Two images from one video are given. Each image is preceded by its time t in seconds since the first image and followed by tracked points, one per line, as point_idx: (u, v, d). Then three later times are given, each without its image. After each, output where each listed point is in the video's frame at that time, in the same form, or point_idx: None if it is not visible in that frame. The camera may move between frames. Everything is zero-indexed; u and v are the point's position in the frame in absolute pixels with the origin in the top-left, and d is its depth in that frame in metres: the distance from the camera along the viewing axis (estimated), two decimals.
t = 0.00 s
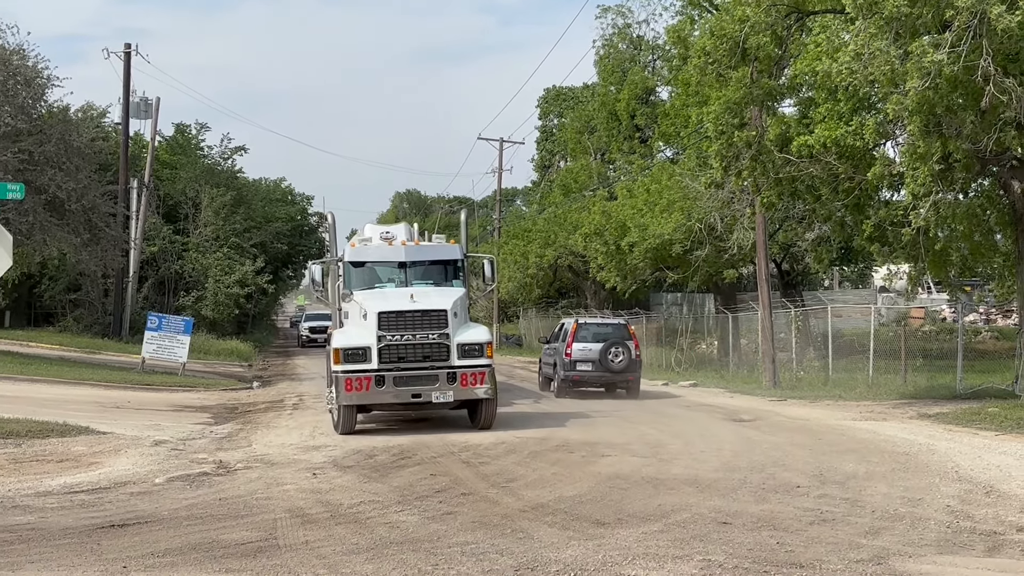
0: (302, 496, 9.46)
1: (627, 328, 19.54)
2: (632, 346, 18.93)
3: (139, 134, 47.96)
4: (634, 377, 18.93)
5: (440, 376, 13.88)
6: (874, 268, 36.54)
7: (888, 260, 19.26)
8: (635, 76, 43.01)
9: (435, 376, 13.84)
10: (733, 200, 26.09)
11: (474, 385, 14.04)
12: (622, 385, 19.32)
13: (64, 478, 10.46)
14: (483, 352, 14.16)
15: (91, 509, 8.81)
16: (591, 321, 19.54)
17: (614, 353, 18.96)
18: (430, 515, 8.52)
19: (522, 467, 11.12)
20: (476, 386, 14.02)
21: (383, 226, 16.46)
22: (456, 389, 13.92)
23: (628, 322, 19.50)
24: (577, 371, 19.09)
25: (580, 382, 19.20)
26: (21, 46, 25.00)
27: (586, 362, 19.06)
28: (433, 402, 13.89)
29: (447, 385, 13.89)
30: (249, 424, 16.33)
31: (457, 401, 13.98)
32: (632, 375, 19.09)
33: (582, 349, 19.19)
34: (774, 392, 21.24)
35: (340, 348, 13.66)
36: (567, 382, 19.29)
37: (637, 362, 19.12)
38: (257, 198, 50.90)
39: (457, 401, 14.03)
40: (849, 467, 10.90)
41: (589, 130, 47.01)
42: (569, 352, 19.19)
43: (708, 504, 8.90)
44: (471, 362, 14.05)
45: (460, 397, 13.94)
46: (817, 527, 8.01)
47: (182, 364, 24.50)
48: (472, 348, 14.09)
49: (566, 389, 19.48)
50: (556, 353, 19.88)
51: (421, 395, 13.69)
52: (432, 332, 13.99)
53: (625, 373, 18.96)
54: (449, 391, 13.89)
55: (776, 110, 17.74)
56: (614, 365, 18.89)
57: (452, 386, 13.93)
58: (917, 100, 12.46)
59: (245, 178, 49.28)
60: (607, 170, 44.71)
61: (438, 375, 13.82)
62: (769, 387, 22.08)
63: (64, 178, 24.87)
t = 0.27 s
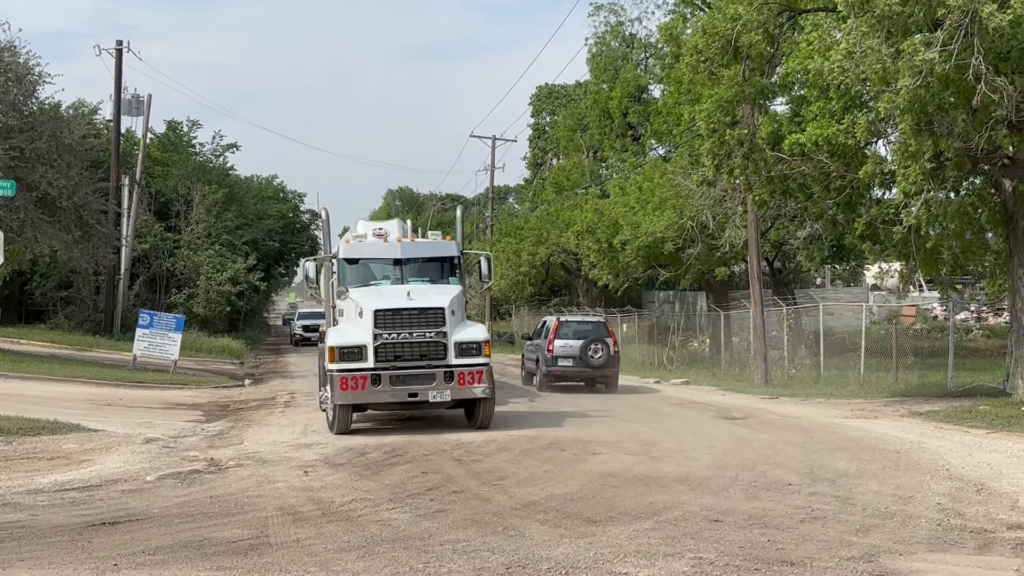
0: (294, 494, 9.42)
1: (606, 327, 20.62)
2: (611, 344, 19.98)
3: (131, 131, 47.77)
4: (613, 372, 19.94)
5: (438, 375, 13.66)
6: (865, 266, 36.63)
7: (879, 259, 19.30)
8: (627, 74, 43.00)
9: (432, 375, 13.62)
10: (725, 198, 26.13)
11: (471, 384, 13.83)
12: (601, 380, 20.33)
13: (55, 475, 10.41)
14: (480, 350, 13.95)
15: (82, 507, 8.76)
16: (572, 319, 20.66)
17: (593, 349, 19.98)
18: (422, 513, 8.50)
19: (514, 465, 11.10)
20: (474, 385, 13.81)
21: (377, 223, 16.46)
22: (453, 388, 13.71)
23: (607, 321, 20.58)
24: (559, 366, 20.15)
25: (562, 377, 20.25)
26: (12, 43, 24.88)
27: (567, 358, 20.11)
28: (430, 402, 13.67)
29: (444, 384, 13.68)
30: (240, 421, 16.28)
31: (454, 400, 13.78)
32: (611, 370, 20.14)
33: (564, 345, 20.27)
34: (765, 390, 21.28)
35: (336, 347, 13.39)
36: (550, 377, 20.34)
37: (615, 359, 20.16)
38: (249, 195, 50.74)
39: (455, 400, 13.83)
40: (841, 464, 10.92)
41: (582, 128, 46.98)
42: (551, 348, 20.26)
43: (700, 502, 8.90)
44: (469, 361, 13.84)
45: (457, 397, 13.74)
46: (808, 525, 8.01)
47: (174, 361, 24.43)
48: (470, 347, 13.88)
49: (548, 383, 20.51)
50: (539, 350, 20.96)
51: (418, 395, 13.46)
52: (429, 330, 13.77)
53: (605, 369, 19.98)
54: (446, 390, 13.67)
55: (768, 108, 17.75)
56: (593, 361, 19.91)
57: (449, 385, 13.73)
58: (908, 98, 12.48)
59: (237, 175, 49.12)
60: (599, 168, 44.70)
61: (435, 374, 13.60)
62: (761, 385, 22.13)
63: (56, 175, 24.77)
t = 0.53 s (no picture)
0: (284, 493, 9.40)
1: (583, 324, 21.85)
2: (588, 340, 21.21)
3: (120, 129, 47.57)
4: (590, 367, 21.18)
5: (435, 375, 13.45)
6: (855, 265, 36.72)
7: (870, 258, 19.34)
8: (618, 72, 42.98)
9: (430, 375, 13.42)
10: (716, 197, 26.17)
11: (470, 384, 13.62)
12: (579, 375, 21.57)
13: (44, 474, 10.36)
14: (479, 350, 13.74)
15: (71, 505, 8.72)
16: (551, 317, 21.82)
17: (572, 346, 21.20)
18: (412, 511, 8.49)
19: (505, 463, 11.09)
20: (472, 385, 13.60)
21: (368, 219, 16.28)
22: (451, 388, 13.51)
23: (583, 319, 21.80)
24: (539, 362, 21.30)
25: (542, 372, 21.40)
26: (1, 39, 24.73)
27: (547, 354, 21.29)
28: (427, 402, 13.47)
29: (441, 384, 13.47)
30: (230, 420, 16.23)
31: (452, 400, 13.58)
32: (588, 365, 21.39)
33: (544, 342, 21.41)
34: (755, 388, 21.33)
35: (332, 346, 13.18)
36: (530, 372, 21.46)
37: (592, 354, 21.39)
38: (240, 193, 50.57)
39: (453, 400, 13.63)
40: (830, 463, 10.94)
41: (572, 126, 46.95)
42: (531, 345, 21.39)
43: (690, 500, 8.92)
44: (467, 360, 13.63)
45: (455, 396, 13.54)
46: (797, 523, 8.03)
47: (164, 359, 24.34)
48: (468, 346, 13.67)
49: (528, 378, 21.66)
50: (519, 346, 22.06)
51: (416, 395, 13.26)
52: (426, 329, 13.56)
53: (583, 364, 21.19)
54: (443, 390, 13.47)
55: (759, 107, 17.78)
56: (571, 357, 21.11)
57: (446, 384, 13.53)
58: (898, 97, 12.52)
59: (227, 173, 48.95)
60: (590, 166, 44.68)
61: (433, 374, 13.39)
62: (751, 383, 22.19)
63: (45, 172, 24.63)
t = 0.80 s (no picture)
0: (273, 492, 9.35)
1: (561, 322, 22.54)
2: (565, 337, 21.89)
3: (108, 127, 47.33)
4: (567, 363, 21.87)
5: (434, 376, 12.94)
6: (843, 264, 36.84)
7: (858, 257, 19.40)
8: (608, 72, 43.00)
9: (428, 376, 12.91)
10: (704, 196, 26.22)
11: (469, 386, 13.13)
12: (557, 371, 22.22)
13: (31, 474, 10.28)
14: (479, 351, 13.27)
15: (59, 505, 8.65)
16: (529, 316, 22.48)
17: (549, 343, 21.89)
18: (401, 511, 8.45)
19: (494, 462, 11.06)
20: (471, 387, 13.12)
21: (360, 218, 16.13)
22: (451, 390, 13.00)
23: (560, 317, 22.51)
24: (517, 358, 21.94)
25: (520, 369, 22.02)
26: None
27: (525, 350, 21.95)
28: (425, 404, 12.95)
29: (440, 386, 12.96)
30: (218, 419, 16.15)
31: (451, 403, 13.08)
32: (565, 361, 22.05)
33: (522, 339, 22.05)
34: (743, 387, 21.39)
35: (328, 346, 12.65)
36: (509, 368, 22.08)
37: (569, 351, 22.07)
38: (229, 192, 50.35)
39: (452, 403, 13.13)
40: (819, 462, 10.94)
41: (562, 125, 46.94)
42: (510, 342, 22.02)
43: (679, 499, 8.91)
44: (467, 361, 13.15)
45: (454, 399, 13.03)
46: (785, 522, 8.03)
47: (152, 359, 24.24)
48: (467, 347, 13.20)
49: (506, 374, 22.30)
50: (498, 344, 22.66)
51: (414, 397, 12.74)
52: (425, 329, 13.06)
53: (560, 360, 21.86)
54: (442, 392, 12.96)
55: (747, 107, 17.83)
56: (549, 353, 21.78)
57: (445, 387, 13.02)
58: (886, 97, 12.55)
59: (216, 172, 48.74)
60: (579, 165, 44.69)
61: (432, 375, 12.89)
62: (740, 382, 22.25)
63: (33, 171, 24.49)
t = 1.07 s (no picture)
0: (261, 493, 9.30)
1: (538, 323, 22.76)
2: (542, 336, 22.07)
3: (95, 127, 47.07)
4: (544, 361, 21.97)
5: (433, 378, 12.79)
6: (831, 264, 36.94)
7: (845, 257, 19.45)
8: (596, 72, 43.01)
9: (428, 379, 12.75)
10: (692, 196, 26.27)
11: (469, 388, 12.99)
12: (535, 370, 22.29)
13: (17, 475, 10.20)
14: (478, 352, 13.13)
15: (45, 506, 8.59)
16: (508, 316, 22.74)
17: (526, 341, 22.06)
18: (390, 511, 8.42)
19: (482, 462, 11.03)
20: (471, 389, 12.97)
21: (350, 217, 16.01)
22: (451, 392, 12.85)
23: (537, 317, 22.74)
24: (495, 356, 22.04)
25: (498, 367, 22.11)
26: None
27: (502, 349, 22.10)
28: (425, 407, 12.79)
29: (440, 388, 12.80)
30: (205, 420, 16.07)
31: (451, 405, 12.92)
32: (542, 359, 22.14)
33: (500, 338, 22.21)
34: (731, 387, 21.44)
35: (325, 348, 12.44)
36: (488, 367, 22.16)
37: (546, 350, 22.20)
38: (217, 192, 50.13)
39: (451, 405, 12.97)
40: (807, 461, 10.95)
41: (550, 125, 46.94)
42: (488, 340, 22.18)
43: (668, 499, 8.90)
44: (467, 363, 13.01)
45: (454, 402, 12.88)
46: (773, 521, 8.03)
47: (140, 359, 24.12)
48: (467, 348, 13.06)
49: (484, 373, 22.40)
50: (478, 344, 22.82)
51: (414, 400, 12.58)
52: (424, 330, 12.91)
53: (537, 358, 21.96)
54: (442, 395, 12.81)
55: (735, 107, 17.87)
56: (525, 351, 21.92)
57: (445, 389, 12.86)
58: (874, 97, 12.59)
59: (203, 172, 48.53)
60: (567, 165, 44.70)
61: (431, 378, 12.73)
62: (728, 382, 22.31)
63: (19, 171, 24.33)
